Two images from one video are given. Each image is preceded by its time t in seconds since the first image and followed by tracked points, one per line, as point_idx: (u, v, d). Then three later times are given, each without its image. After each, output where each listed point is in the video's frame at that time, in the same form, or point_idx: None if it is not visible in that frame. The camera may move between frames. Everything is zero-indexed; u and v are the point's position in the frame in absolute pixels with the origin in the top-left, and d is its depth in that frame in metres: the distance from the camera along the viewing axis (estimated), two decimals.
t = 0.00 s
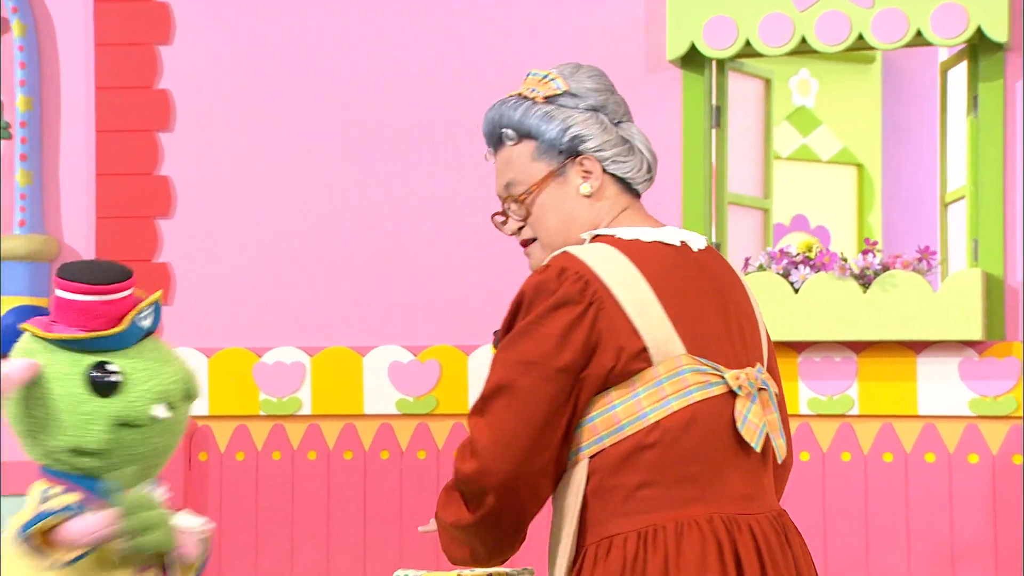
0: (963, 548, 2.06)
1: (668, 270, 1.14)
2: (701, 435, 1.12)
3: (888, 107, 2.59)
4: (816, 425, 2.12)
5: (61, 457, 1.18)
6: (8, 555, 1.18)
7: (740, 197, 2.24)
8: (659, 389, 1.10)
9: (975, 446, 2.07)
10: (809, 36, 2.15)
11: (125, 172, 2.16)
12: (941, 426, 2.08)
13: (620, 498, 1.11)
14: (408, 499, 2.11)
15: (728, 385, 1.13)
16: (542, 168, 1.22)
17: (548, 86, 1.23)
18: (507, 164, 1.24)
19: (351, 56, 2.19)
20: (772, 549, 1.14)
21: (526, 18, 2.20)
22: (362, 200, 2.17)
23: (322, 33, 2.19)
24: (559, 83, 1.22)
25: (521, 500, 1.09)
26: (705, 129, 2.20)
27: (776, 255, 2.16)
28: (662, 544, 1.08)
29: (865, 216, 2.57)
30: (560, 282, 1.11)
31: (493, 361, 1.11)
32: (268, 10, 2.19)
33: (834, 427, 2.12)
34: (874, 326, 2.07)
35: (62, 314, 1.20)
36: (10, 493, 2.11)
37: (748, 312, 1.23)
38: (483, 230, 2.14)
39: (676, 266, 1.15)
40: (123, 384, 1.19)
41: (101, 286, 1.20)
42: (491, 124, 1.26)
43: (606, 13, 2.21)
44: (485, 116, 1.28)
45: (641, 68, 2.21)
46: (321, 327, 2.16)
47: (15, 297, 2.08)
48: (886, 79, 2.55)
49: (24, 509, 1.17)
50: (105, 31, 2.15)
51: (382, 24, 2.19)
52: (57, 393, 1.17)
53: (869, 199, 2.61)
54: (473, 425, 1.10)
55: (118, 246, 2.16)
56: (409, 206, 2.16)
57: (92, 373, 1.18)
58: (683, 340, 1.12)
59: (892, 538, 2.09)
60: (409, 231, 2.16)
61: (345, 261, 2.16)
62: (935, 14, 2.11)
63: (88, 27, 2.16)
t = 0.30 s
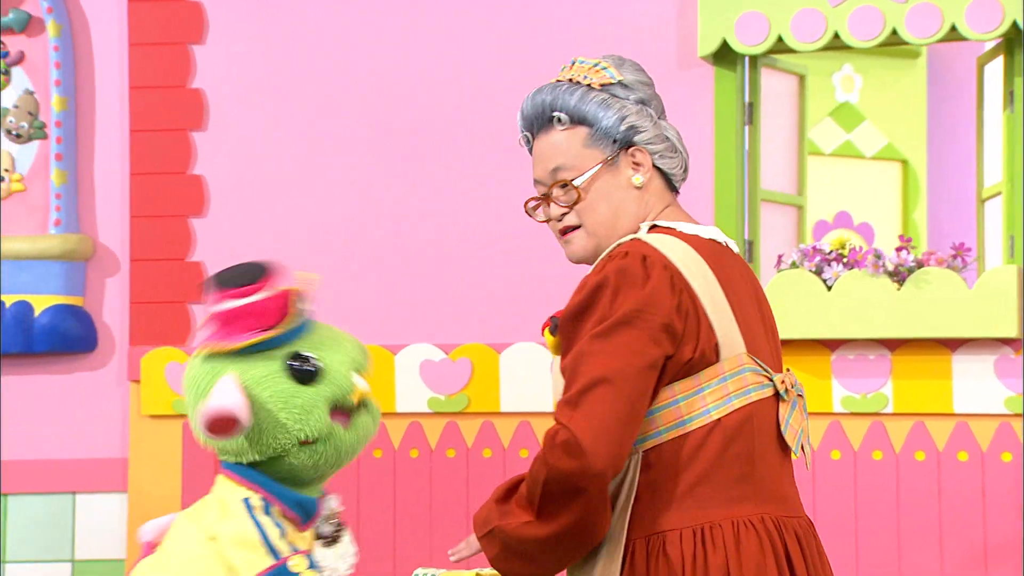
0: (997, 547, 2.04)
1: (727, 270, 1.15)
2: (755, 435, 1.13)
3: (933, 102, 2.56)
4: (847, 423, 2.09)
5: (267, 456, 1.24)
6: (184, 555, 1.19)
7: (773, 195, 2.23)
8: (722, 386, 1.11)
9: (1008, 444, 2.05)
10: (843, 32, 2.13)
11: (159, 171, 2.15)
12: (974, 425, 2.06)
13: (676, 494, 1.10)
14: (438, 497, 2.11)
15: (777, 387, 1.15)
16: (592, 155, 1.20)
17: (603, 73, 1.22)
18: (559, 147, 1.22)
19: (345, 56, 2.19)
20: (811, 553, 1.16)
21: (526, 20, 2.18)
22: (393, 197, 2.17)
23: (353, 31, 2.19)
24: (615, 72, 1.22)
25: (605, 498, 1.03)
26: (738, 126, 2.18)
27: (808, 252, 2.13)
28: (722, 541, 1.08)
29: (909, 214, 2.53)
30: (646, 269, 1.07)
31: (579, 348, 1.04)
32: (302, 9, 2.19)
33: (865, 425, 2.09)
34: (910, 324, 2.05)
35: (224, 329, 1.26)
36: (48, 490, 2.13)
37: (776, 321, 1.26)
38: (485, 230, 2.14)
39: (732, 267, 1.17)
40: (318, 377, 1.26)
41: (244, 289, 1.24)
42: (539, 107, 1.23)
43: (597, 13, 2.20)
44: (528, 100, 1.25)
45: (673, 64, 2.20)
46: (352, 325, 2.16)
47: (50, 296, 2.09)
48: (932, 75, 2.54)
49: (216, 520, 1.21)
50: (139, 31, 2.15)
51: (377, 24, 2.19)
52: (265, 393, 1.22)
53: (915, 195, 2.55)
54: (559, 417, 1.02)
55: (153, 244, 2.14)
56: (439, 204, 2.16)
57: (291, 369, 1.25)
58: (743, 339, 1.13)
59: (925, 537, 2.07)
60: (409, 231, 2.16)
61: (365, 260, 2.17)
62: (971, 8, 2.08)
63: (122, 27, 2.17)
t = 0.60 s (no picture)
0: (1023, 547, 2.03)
1: (750, 277, 1.18)
2: (771, 440, 1.15)
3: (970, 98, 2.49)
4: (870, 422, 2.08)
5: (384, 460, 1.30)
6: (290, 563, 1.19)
7: (799, 193, 2.23)
8: (748, 390, 1.13)
9: None
10: (867, 29, 2.12)
11: (186, 172, 2.16)
12: (998, 424, 2.05)
13: (700, 496, 1.11)
14: (461, 498, 2.09)
15: (787, 394, 1.18)
16: (619, 147, 1.20)
17: (631, 65, 1.22)
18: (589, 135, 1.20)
19: (345, 56, 2.19)
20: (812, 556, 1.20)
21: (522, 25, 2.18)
22: (417, 197, 2.17)
23: (376, 31, 2.19)
24: (642, 65, 1.22)
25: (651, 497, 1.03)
26: (763, 124, 2.18)
27: (833, 250, 2.12)
28: (746, 544, 1.10)
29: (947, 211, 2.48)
30: (690, 269, 1.07)
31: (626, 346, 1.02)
32: (326, 11, 2.19)
33: (889, 424, 2.08)
34: (937, 322, 2.04)
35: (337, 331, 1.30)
36: (75, 489, 2.13)
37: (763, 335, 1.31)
38: (497, 230, 2.15)
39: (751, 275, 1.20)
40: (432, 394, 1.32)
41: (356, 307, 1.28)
42: (567, 92, 1.21)
43: (603, 13, 2.20)
44: (551, 87, 1.23)
45: (698, 63, 2.19)
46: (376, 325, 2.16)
47: (79, 296, 2.10)
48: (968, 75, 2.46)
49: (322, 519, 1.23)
50: (166, 32, 2.16)
51: (377, 24, 2.19)
52: (379, 408, 1.29)
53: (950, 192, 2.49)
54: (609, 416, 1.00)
55: (179, 244, 2.15)
56: (460, 204, 2.16)
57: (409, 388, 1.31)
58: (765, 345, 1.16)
59: (951, 538, 2.05)
60: (407, 231, 2.17)
61: (390, 259, 2.16)
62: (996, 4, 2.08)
63: (149, 29, 2.18)
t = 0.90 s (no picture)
0: None
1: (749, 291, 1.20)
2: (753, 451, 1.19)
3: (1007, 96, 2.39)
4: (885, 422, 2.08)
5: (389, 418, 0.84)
6: (312, 555, 0.80)
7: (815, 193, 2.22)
8: (743, 401, 1.15)
9: None
10: (883, 28, 2.11)
11: (203, 173, 2.16)
12: (1013, 424, 2.05)
13: (692, 505, 1.12)
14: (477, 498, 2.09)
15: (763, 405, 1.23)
16: (628, 141, 1.20)
17: (639, 57, 1.22)
18: (599, 126, 1.19)
19: (346, 56, 2.20)
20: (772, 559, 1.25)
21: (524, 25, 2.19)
22: (433, 197, 2.17)
23: (392, 31, 2.19)
24: (649, 57, 1.23)
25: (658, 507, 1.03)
26: (779, 124, 2.17)
27: (849, 250, 2.10)
28: (733, 554, 1.13)
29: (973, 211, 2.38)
30: (712, 277, 1.07)
31: (655, 351, 1.01)
32: (342, 11, 2.20)
33: (904, 425, 2.07)
34: (954, 322, 2.03)
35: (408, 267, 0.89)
36: (94, 490, 2.14)
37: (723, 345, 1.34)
38: (514, 230, 2.15)
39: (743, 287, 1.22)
40: (458, 355, 0.86)
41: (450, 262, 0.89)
42: (579, 78, 1.20)
43: (619, 14, 2.21)
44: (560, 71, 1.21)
45: (714, 62, 2.19)
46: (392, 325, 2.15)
47: (97, 297, 2.11)
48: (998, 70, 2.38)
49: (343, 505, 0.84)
50: (183, 33, 2.16)
51: (382, 24, 2.19)
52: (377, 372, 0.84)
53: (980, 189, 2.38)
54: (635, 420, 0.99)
55: (197, 245, 2.15)
56: (474, 204, 2.16)
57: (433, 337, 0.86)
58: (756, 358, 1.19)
59: (966, 540, 2.03)
60: (425, 230, 2.17)
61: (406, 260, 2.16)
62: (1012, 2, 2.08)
63: (167, 30, 2.18)
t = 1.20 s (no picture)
0: None
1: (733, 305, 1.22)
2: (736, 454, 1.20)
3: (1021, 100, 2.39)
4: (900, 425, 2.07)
5: (479, 449, 0.70)
6: (378, 562, 0.69)
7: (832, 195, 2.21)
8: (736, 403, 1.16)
9: None
10: (901, 29, 2.11)
11: (221, 176, 2.17)
12: None
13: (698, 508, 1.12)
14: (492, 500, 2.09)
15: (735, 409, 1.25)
16: (615, 140, 1.13)
17: (620, 53, 1.15)
18: (590, 123, 1.10)
19: (358, 58, 2.20)
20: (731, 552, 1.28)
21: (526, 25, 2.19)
22: (449, 200, 2.16)
23: (408, 34, 2.19)
24: (629, 53, 1.16)
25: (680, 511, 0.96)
26: (796, 126, 2.17)
27: (866, 253, 2.11)
28: (731, 553, 1.14)
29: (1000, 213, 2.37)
30: (729, 283, 1.06)
31: (683, 354, 0.98)
32: (358, 13, 2.20)
33: (919, 427, 2.07)
34: (973, 325, 2.02)
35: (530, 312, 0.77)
36: (113, 493, 2.15)
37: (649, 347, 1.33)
38: (530, 232, 2.14)
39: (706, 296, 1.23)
40: (568, 406, 0.72)
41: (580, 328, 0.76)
42: (569, 72, 1.10)
43: (635, 16, 2.21)
44: (546, 65, 1.10)
45: (730, 64, 2.19)
46: (409, 328, 2.15)
47: (116, 300, 2.11)
48: None
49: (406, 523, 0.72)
50: (200, 37, 2.17)
51: (383, 24, 2.19)
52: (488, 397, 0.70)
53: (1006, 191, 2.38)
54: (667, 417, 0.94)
55: (215, 248, 2.16)
56: (489, 206, 2.15)
57: (546, 383, 0.72)
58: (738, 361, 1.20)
59: (982, 542, 2.03)
60: (444, 233, 2.16)
61: (422, 263, 2.16)
62: None
63: (185, 34, 2.19)
